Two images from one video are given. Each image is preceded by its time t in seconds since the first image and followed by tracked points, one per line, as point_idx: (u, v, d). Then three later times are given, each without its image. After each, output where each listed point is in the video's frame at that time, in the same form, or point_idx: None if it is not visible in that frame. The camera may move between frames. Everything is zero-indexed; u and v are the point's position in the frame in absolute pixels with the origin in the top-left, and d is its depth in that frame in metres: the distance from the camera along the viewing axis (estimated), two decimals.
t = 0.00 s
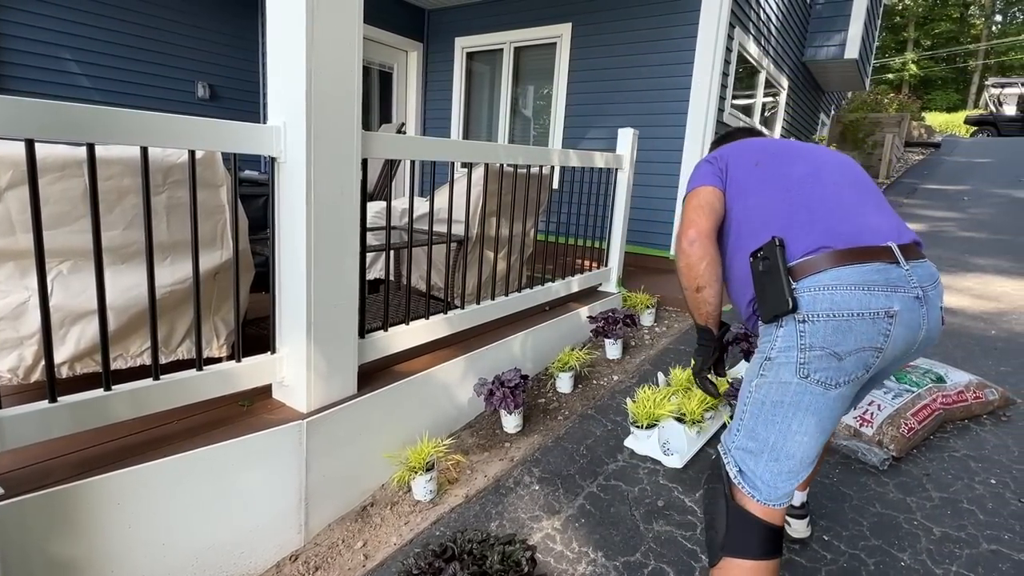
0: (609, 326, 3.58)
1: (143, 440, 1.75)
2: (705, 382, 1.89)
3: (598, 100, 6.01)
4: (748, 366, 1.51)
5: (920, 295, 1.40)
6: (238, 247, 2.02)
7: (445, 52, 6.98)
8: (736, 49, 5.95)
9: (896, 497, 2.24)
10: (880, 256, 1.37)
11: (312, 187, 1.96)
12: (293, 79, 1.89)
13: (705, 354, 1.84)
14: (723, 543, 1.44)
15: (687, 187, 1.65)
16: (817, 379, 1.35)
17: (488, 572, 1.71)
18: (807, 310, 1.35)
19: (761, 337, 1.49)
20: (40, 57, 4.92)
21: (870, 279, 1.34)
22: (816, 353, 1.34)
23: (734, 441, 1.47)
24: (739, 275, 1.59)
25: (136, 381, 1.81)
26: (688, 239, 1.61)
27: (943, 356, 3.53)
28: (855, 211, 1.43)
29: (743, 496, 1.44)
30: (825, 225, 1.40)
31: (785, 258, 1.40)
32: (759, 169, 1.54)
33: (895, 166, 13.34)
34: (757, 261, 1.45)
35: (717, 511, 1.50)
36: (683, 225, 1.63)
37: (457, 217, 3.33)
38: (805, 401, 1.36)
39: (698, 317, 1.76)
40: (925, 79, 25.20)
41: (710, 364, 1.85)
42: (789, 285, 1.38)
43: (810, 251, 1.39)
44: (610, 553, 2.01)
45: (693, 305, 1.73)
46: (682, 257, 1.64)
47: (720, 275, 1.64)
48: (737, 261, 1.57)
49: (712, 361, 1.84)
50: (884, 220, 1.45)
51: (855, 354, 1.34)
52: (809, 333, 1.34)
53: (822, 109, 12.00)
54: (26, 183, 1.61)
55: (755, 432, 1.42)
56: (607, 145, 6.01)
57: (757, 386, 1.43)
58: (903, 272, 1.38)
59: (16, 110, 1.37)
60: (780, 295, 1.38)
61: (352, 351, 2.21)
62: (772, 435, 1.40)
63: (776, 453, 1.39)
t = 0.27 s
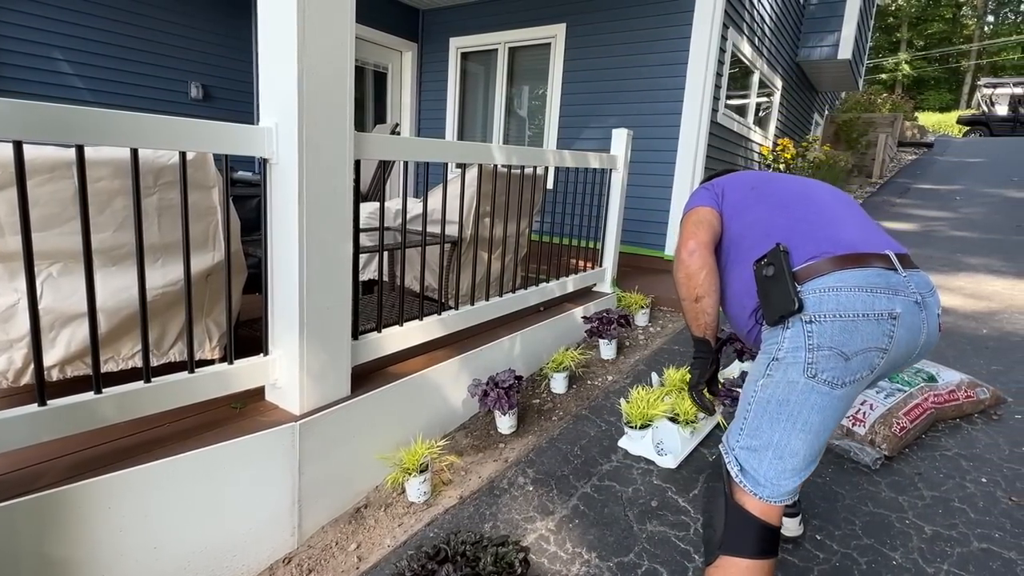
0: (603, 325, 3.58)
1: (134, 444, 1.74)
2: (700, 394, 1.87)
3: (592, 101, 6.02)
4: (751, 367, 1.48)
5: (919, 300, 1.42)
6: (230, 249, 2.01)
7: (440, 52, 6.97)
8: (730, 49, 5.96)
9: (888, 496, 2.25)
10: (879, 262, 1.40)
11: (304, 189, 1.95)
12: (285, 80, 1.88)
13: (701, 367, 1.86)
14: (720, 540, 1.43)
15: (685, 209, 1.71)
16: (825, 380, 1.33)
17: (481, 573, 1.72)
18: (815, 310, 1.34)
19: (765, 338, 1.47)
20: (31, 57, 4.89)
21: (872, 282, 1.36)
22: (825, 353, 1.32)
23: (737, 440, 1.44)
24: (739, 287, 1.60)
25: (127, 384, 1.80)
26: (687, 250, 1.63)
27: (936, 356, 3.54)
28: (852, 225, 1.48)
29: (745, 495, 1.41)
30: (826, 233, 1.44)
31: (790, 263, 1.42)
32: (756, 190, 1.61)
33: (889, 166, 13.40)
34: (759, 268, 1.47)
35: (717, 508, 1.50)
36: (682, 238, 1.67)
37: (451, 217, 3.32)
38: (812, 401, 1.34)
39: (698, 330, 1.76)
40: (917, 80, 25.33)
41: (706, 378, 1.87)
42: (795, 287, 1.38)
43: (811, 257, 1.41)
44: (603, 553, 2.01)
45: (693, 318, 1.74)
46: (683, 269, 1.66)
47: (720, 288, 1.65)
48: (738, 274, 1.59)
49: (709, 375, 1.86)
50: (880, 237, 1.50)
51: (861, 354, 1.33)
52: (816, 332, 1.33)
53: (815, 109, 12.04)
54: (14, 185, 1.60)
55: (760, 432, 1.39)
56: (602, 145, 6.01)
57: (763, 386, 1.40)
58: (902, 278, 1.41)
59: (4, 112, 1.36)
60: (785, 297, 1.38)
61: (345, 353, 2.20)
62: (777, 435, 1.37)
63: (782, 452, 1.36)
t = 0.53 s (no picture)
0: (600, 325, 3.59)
1: (130, 445, 1.74)
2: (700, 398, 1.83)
3: (589, 101, 6.03)
4: (756, 368, 1.49)
5: (924, 301, 1.43)
6: (226, 249, 2.01)
7: (436, 52, 6.97)
8: (726, 49, 5.98)
9: (884, 495, 2.26)
10: (884, 262, 1.41)
11: (301, 189, 1.95)
12: (281, 80, 1.88)
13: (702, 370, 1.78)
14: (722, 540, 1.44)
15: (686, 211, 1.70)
16: (832, 382, 1.33)
17: (478, 573, 1.72)
18: (822, 312, 1.35)
19: (771, 339, 1.47)
20: (26, 57, 4.87)
21: (879, 284, 1.37)
22: (832, 355, 1.33)
23: (741, 441, 1.45)
24: (743, 288, 1.60)
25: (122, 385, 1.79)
26: (690, 251, 1.61)
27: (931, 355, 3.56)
28: (856, 225, 1.49)
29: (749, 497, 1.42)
30: (832, 234, 1.45)
31: (795, 264, 1.43)
32: (758, 191, 1.61)
33: (884, 166, 13.44)
34: (764, 269, 1.48)
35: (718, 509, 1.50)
36: (685, 240, 1.65)
37: (448, 217, 3.32)
38: (819, 402, 1.35)
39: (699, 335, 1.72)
40: (913, 80, 25.42)
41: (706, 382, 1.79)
42: (801, 288, 1.38)
43: (817, 258, 1.42)
44: (601, 553, 2.01)
45: (694, 322, 1.70)
46: (685, 271, 1.64)
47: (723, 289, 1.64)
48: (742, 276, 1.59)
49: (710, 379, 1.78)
50: (883, 237, 1.51)
51: (867, 356, 1.34)
52: (823, 334, 1.33)
53: (811, 109, 12.08)
54: (8, 185, 1.59)
55: (766, 433, 1.39)
56: (598, 146, 6.02)
57: (769, 387, 1.41)
58: (907, 279, 1.41)
59: None
60: (791, 298, 1.38)
61: (342, 353, 2.20)
62: (783, 436, 1.37)
63: (788, 454, 1.37)
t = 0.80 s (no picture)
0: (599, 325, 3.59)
1: (128, 443, 1.74)
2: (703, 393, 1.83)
3: (588, 102, 6.04)
4: (746, 368, 1.49)
5: (919, 296, 1.42)
6: (225, 248, 2.01)
7: (435, 53, 6.98)
8: (725, 50, 5.99)
9: (881, 493, 2.26)
10: (881, 256, 1.39)
11: (300, 188, 1.95)
12: (281, 79, 1.88)
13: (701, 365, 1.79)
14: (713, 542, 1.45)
15: (682, 191, 1.61)
16: (823, 382, 1.35)
17: (476, 571, 1.72)
18: (814, 312, 1.35)
19: (762, 338, 1.48)
20: (25, 56, 4.87)
21: (875, 280, 1.36)
22: (823, 355, 1.33)
23: (732, 442, 1.46)
24: (739, 278, 1.58)
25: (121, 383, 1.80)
26: (688, 242, 1.55)
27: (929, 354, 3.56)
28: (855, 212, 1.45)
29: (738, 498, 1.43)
30: (832, 225, 1.41)
31: (788, 259, 1.41)
32: (757, 172, 1.52)
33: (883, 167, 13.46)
34: (758, 263, 1.46)
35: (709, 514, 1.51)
36: (681, 228, 1.58)
37: (447, 217, 3.32)
38: (809, 402, 1.36)
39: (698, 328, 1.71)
40: (911, 82, 25.47)
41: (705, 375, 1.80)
42: (794, 286, 1.37)
43: (813, 252, 1.40)
44: (598, 551, 2.02)
45: (692, 314, 1.68)
46: (683, 263, 1.59)
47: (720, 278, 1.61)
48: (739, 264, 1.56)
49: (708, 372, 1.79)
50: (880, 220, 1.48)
51: (860, 355, 1.35)
52: (815, 334, 1.34)
53: (810, 110, 12.10)
54: (8, 183, 1.59)
55: (757, 433, 1.40)
56: (597, 146, 6.03)
57: (760, 387, 1.42)
58: (904, 273, 1.40)
59: None
60: (784, 296, 1.37)
61: (341, 351, 2.20)
62: (774, 436, 1.38)
63: (778, 454, 1.38)
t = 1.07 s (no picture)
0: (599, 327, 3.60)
1: (129, 442, 1.75)
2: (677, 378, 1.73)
3: (589, 104, 6.05)
4: (727, 371, 1.48)
5: (907, 299, 1.40)
6: (227, 249, 2.02)
7: (437, 55, 7.00)
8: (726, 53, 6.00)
9: (881, 494, 2.27)
10: (874, 259, 1.34)
11: (301, 189, 1.96)
12: (283, 81, 1.90)
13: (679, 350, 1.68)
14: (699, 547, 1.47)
15: (675, 153, 1.44)
16: (803, 392, 1.34)
17: (476, 571, 1.73)
18: (798, 319, 1.32)
19: (742, 341, 1.46)
20: (30, 59, 4.90)
21: (864, 288, 1.32)
22: (804, 364, 1.33)
23: (712, 449, 1.46)
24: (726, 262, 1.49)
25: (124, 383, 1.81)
26: (682, 221, 1.42)
27: (930, 357, 3.56)
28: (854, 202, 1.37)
29: (719, 506, 1.44)
30: (830, 218, 1.34)
31: (778, 258, 1.34)
32: (760, 143, 1.39)
33: (885, 170, 13.45)
34: (745, 256, 1.39)
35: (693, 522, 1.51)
36: (674, 202, 1.43)
37: (448, 219, 3.33)
38: (791, 411, 1.35)
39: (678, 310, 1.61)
40: (913, 84, 25.46)
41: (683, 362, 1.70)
42: (781, 290, 1.33)
43: (806, 250, 1.33)
44: (598, 552, 2.02)
45: (673, 296, 1.57)
46: (672, 242, 1.46)
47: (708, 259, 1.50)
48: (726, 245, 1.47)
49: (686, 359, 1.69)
50: (876, 209, 1.41)
51: (843, 363, 1.34)
52: (798, 342, 1.32)
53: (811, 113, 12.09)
54: (12, 185, 1.60)
55: (737, 441, 1.40)
56: (598, 148, 6.05)
57: (740, 393, 1.41)
58: (896, 274, 1.36)
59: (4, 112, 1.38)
60: (770, 300, 1.33)
61: (341, 351, 2.21)
62: (754, 444, 1.39)
63: (758, 463, 1.38)
